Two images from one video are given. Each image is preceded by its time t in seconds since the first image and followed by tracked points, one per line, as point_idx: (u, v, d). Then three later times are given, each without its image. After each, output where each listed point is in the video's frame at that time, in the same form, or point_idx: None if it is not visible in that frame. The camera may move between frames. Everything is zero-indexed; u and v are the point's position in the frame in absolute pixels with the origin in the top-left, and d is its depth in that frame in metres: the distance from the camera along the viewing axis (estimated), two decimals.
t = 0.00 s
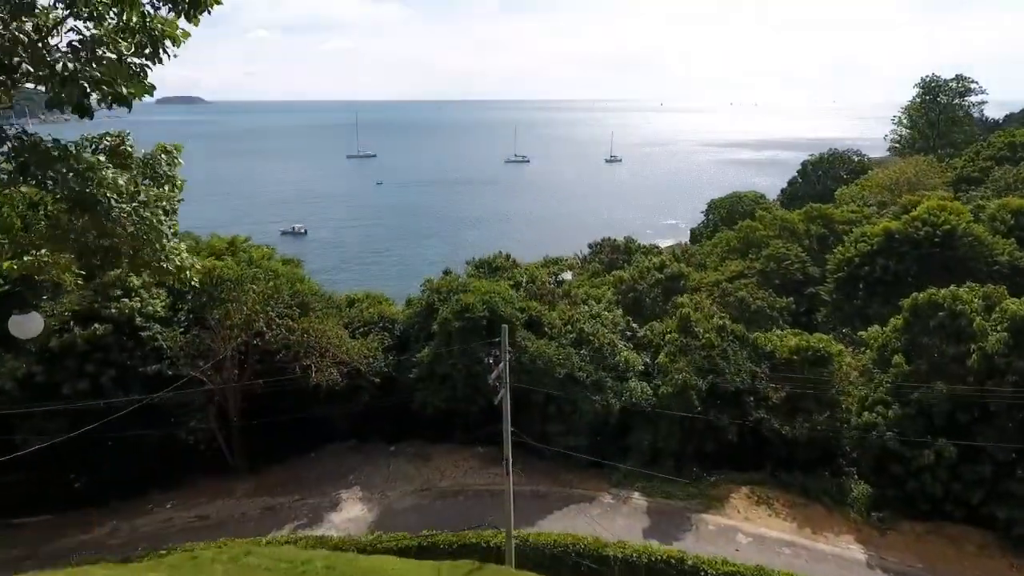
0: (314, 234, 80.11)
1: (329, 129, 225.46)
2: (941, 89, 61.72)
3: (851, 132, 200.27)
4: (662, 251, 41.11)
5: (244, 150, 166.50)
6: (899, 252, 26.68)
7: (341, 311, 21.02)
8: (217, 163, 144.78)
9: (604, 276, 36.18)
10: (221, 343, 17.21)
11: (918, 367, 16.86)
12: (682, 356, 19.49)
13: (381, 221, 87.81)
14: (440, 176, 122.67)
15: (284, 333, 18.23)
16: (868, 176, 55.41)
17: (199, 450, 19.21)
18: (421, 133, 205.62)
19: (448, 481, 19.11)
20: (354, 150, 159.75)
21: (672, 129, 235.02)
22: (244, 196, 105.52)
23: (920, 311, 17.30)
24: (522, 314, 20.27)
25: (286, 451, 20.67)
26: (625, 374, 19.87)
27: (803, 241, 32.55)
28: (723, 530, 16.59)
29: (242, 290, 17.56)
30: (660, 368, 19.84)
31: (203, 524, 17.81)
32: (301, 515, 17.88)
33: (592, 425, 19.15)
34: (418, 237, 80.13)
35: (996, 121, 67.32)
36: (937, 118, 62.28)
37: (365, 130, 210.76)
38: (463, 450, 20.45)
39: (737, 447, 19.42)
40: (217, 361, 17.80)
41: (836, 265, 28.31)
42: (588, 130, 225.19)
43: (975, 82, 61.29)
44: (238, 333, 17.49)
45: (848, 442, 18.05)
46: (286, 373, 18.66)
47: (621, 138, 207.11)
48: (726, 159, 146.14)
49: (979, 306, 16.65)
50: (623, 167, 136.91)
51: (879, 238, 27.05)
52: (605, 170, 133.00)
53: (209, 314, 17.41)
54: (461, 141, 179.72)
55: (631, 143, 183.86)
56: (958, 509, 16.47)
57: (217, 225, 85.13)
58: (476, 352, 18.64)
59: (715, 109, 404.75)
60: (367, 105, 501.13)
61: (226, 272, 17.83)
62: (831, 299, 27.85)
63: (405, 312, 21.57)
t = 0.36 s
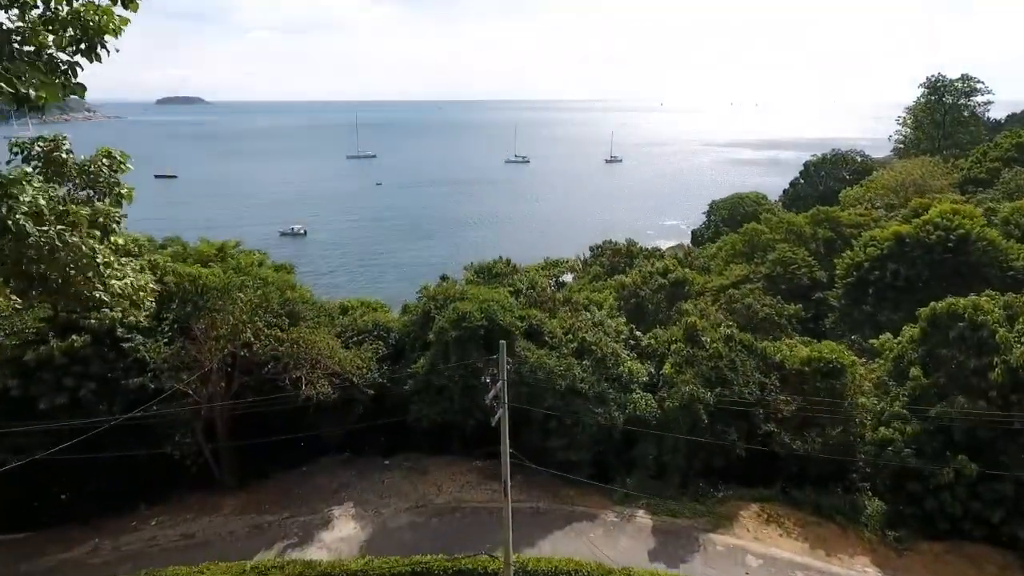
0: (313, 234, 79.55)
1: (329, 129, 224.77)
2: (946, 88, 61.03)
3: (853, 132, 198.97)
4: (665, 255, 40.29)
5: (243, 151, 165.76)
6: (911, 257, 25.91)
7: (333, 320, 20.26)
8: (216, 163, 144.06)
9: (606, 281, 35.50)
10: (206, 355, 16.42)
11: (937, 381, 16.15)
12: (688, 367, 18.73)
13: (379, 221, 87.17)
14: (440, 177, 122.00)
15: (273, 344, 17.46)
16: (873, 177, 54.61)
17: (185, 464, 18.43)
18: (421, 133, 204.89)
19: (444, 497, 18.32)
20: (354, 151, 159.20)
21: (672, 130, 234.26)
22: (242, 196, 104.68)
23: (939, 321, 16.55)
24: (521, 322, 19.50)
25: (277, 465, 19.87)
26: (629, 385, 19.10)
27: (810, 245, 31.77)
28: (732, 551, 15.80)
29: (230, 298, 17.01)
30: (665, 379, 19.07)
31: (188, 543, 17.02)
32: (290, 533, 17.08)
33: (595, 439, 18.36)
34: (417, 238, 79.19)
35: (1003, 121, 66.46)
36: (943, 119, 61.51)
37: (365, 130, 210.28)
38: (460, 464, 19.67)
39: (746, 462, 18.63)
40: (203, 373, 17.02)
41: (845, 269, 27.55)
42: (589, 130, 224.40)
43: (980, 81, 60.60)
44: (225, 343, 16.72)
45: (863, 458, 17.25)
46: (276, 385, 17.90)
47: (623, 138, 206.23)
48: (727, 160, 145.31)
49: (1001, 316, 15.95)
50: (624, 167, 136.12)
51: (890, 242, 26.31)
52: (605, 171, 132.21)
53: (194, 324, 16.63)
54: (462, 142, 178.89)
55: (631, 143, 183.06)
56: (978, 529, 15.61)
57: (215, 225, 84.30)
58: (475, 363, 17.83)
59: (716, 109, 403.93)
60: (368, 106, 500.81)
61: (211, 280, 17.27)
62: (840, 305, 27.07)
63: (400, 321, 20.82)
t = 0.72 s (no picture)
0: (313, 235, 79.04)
1: (328, 129, 224.04)
2: (953, 88, 60.19)
3: (856, 134, 197.86)
4: (668, 258, 39.56)
5: (242, 151, 165.02)
6: (923, 262, 25.13)
7: (325, 329, 19.46)
8: (214, 163, 143.28)
9: (607, 287, 34.81)
10: (190, 368, 15.60)
11: (958, 396, 15.34)
12: (695, 379, 17.95)
13: (378, 222, 86.39)
14: (440, 177, 121.29)
15: (260, 356, 16.65)
16: (878, 178, 53.82)
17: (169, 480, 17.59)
18: (421, 133, 204.26)
19: (440, 516, 17.51)
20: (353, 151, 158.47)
21: (672, 129, 233.63)
22: (240, 197, 103.76)
23: (961, 333, 15.76)
24: (520, 332, 18.72)
25: (266, 481, 19.04)
26: (633, 398, 18.31)
27: (817, 248, 31.02)
28: None
29: (216, 307, 16.15)
30: (671, 391, 18.29)
31: (171, 564, 16.17)
32: (278, 555, 16.25)
33: (598, 455, 17.57)
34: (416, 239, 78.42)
35: (1008, 122, 65.60)
36: (948, 119, 60.72)
37: (365, 131, 209.68)
38: (457, 480, 18.87)
39: (755, 478, 17.87)
40: (187, 387, 16.20)
41: (854, 274, 26.78)
42: (589, 130, 223.66)
43: (987, 81, 59.76)
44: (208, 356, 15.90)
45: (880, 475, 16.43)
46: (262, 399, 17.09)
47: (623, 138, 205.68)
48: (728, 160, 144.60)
49: None
50: (625, 168, 135.37)
51: (901, 247, 25.55)
52: (606, 171, 131.41)
53: (177, 335, 15.80)
54: (461, 142, 178.25)
55: (632, 144, 182.47)
56: (1002, 552, 14.77)
57: (212, 226, 83.47)
58: (472, 375, 17.03)
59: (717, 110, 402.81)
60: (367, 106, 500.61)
61: (198, 288, 16.40)
62: (849, 311, 26.29)
63: (395, 330, 20.04)
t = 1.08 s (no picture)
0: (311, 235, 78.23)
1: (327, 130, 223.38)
2: (958, 88, 59.33)
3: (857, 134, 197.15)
4: (671, 262, 38.78)
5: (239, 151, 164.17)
6: (937, 267, 24.34)
7: (315, 339, 18.60)
8: (212, 164, 142.42)
9: (609, 292, 34.05)
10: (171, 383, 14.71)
11: (984, 412, 14.53)
12: (704, 393, 17.04)
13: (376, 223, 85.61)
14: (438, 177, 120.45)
15: (245, 369, 15.79)
16: (882, 179, 53.02)
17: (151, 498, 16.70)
18: (420, 133, 203.57)
19: (436, 537, 16.60)
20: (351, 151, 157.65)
21: (673, 130, 232.96)
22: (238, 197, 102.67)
23: (986, 347, 15.02)
24: (520, 342, 17.90)
25: (256, 497, 18.14)
26: (639, 412, 17.42)
27: (825, 252, 30.24)
28: None
29: (201, 317, 15.21)
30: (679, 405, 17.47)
31: None
32: None
33: (603, 472, 16.68)
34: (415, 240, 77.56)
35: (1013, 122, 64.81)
36: (953, 120, 59.92)
37: (363, 131, 208.97)
38: (454, 497, 17.99)
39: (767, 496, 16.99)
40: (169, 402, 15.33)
41: (865, 279, 25.92)
42: (588, 130, 222.88)
43: (993, 80, 58.91)
44: (191, 370, 15.06)
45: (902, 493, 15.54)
46: (248, 415, 16.22)
47: (623, 138, 205.07)
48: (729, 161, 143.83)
49: None
50: (624, 168, 134.59)
51: (913, 252, 24.78)
52: (606, 171, 130.61)
53: (156, 348, 14.95)
54: (461, 142, 177.59)
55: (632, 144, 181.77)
56: None
57: (210, 227, 82.66)
58: (469, 389, 16.22)
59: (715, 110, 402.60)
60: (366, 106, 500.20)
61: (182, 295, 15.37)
62: (860, 318, 25.44)
63: (390, 340, 19.21)
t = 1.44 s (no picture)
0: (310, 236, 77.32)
1: (326, 130, 222.43)
2: (965, 87, 58.27)
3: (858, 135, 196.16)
4: (675, 266, 37.90)
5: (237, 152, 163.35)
6: (954, 273, 23.54)
7: (305, 352, 17.73)
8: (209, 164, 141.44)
9: (612, 297, 33.18)
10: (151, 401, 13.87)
11: (1018, 433, 13.92)
12: (715, 409, 16.15)
13: (374, 223, 84.72)
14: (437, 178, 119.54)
15: (229, 386, 14.91)
16: (888, 180, 52.10)
17: (131, 520, 15.78)
18: (419, 133, 202.79)
19: (432, 562, 15.63)
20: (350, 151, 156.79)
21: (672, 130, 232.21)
22: (234, 198, 101.43)
23: (1018, 361, 14.43)
24: (521, 355, 17.03)
25: (242, 519, 17.20)
26: (646, 429, 16.51)
27: (834, 257, 29.38)
28: None
29: (181, 331, 14.30)
30: (688, 421, 16.61)
31: None
32: None
33: (608, 493, 15.76)
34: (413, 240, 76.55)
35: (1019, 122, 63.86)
36: (960, 120, 59.06)
37: (362, 131, 208.21)
38: (451, 518, 17.02)
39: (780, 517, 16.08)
40: (148, 421, 14.50)
41: (878, 285, 25.06)
42: (588, 130, 222.13)
43: (1000, 80, 57.91)
44: (171, 388, 14.20)
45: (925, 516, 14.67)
46: (233, 434, 15.33)
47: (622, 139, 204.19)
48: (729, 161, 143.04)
49: None
50: (625, 168, 133.74)
51: (928, 258, 23.96)
52: (606, 172, 129.73)
53: (133, 365, 14.06)
54: (461, 143, 176.67)
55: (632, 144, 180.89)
56: None
57: (206, 227, 81.62)
58: (467, 406, 15.36)
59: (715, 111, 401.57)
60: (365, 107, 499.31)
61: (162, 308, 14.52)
62: (872, 325, 24.56)
63: (383, 351, 18.35)
